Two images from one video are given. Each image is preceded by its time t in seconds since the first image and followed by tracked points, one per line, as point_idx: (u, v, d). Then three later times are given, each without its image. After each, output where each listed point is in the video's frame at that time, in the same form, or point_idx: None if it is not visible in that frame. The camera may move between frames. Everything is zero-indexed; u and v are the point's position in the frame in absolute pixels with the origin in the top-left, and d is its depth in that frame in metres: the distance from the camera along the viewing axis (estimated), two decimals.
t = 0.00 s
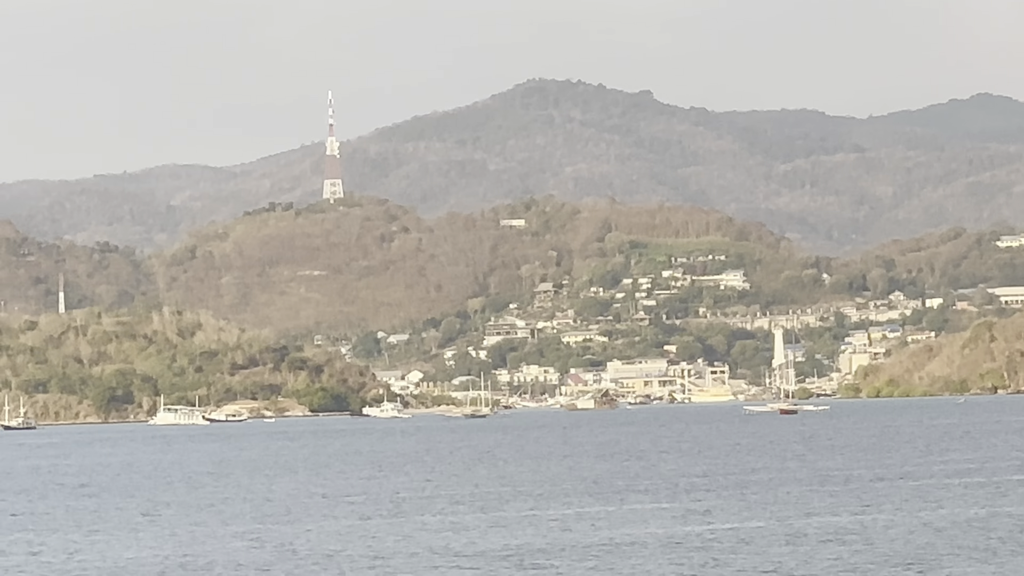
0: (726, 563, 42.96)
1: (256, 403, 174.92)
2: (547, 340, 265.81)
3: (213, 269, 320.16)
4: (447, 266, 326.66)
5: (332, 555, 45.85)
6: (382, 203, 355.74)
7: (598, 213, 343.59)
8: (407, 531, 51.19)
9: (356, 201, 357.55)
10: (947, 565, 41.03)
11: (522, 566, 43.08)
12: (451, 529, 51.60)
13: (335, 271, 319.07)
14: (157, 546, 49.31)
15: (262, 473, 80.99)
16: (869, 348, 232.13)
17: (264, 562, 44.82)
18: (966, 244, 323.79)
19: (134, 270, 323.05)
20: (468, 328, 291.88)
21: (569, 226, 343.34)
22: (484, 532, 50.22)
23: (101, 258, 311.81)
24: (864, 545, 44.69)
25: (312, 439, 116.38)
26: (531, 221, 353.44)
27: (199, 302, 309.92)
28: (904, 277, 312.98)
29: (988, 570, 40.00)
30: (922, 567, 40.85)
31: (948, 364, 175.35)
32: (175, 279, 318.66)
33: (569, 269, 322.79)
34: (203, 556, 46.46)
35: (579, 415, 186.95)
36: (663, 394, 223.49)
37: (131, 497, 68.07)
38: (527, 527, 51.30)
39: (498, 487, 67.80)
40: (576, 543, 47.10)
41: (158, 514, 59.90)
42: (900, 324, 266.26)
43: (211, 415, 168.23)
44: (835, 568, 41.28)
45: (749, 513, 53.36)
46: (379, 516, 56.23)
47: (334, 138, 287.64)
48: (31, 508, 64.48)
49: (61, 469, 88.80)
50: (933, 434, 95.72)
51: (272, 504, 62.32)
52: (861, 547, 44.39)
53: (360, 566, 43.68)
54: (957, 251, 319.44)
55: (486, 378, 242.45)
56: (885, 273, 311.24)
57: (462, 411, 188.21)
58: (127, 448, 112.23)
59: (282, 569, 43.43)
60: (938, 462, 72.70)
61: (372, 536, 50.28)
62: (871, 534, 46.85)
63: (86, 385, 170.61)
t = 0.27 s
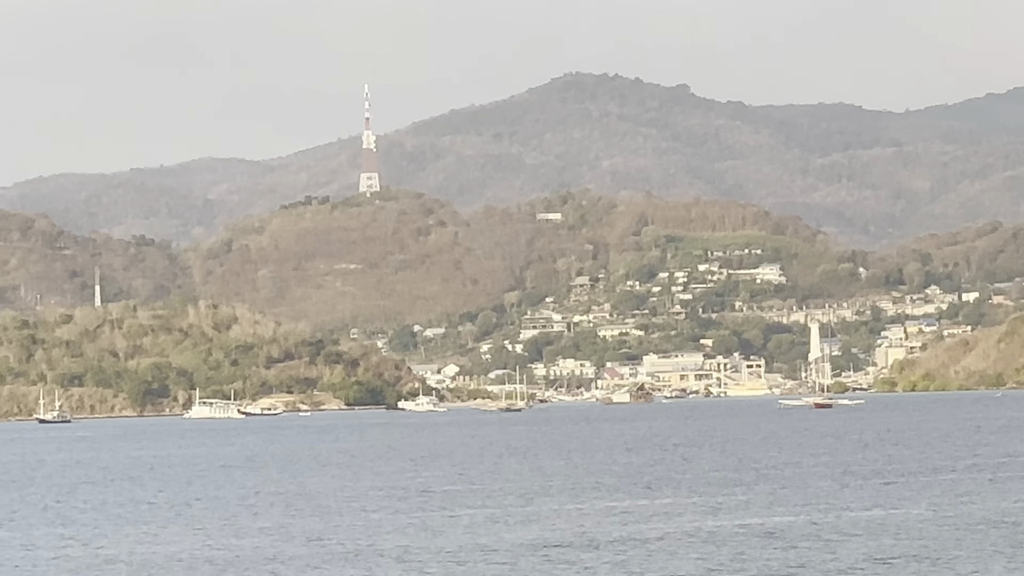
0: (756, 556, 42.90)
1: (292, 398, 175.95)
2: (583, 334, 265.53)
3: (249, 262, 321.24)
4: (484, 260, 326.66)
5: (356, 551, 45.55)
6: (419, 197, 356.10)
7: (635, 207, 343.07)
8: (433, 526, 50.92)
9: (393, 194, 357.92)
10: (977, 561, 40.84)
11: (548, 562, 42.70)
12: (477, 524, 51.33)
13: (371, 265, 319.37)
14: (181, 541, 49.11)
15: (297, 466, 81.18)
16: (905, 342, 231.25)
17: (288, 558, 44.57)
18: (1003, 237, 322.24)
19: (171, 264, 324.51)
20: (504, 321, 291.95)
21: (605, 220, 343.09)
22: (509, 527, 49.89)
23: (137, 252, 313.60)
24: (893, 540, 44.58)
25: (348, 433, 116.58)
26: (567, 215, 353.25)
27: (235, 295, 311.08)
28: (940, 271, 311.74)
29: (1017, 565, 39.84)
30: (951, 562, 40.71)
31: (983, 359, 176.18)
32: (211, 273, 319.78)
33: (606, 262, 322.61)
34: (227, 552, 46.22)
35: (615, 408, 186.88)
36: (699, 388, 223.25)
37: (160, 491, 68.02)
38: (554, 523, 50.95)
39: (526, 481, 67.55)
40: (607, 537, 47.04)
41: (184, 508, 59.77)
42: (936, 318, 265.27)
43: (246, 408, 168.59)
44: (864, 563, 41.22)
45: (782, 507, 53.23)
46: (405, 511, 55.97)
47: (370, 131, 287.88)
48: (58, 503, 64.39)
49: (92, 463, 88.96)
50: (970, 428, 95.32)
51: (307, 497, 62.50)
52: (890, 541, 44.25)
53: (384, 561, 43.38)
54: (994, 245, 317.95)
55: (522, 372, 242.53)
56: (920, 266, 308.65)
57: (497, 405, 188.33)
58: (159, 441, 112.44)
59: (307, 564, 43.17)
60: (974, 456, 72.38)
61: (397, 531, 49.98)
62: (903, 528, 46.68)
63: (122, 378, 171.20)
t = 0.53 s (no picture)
0: (777, 551, 42.82)
1: (329, 390, 175.69)
2: (621, 328, 265.23)
3: (287, 256, 321.99)
4: (522, 254, 326.49)
5: (390, 545, 45.43)
6: (457, 190, 356.29)
7: (673, 201, 342.52)
8: (466, 520, 50.81)
9: (431, 188, 358.17)
10: (998, 555, 40.58)
11: (583, 555, 42.60)
12: (507, 517, 51.25)
13: (410, 258, 319.80)
14: (214, 535, 49.10)
15: (335, 459, 81.38)
16: (943, 336, 230.05)
17: (322, 552, 44.48)
18: None
19: (210, 257, 325.59)
20: (543, 315, 291.93)
21: (644, 214, 342.47)
22: (542, 522, 49.72)
23: (175, 245, 314.66)
24: (919, 533, 44.41)
25: (384, 427, 116.62)
26: (606, 209, 352.93)
27: (273, 288, 312.04)
28: (979, 265, 309.90)
29: None
30: (974, 556, 40.56)
31: (1021, 353, 174.95)
32: (250, 266, 321.04)
33: (644, 256, 322.25)
34: (260, 546, 46.19)
35: (653, 401, 186.56)
36: (737, 380, 222.96)
37: (194, 484, 68.17)
38: (582, 516, 50.95)
39: (558, 475, 67.48)
40: (634, 530, 47.05)
41: (218, 501, 59.86)
42: (975, 312, 263.87)
43: (283, 402, 169.13)
44: (886, 558, 41.10)
45: (813, 502, 53.04)
46: (436, 504, 56.13)
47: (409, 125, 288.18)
48: (92, 496, 64.54)
49: (127, 456, 89.30)
50: (1007, 423, 94.68)
51: (341, 490, 62.69)
52: (914, 535, 44.18)
53: (418, 556, 43.26)
54: None
55: (560, 366, 242.67)
56: (959, 260, 306.59)
57: (534, 399, 188.07)
58: (194, 434, 112.81)
59: (340, 559, 43.08)
60: (1007, 450, 71.88)
61: (424, 524, 50.14)
62: (927, 522, 46.50)
63: (159, 371, 171.85)
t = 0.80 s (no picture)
0: (812, 544, 42.80)
1: (370, 385, 175.96)
2: (662, 322, 264.88)
3: (329, 250, 322.68)
4: (564, 249, 326.38)
5: (421, 540, 45.35)
6: (499, 184, 356.29)
7: (714, 195, 341.48)
8: (497, 516, 50.70)
9: (472, 182, 358.37)
10: None
11: (619, 549, 42.67)
12: (543, 511, 51.30)
13: (451, 253, 320.11)
14: (251, 528, 49.35)
15: (375, 453, 81.62)
16: (986, 330, 228.79)
17: (352, 547, 44.44)
18: None
19: (252, 251, 326.79)
20: (584, 310, 291.81)
21: (685, 208, 341.85)
22: (573, 517, 49.60)
23: (217, 240, 315.85)
24: (954, 529, 44.31)
25: (425, 421, 116.88)
26: (647, 203, 352.32)
27: (315, 282, 312.88)
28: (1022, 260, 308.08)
29: None
30: (1008, 552, 40.46)
31: None
32: (292, 260, 322.03)
33: (685, 251, 321.75)
34: (291, 540, 46.21)
35: (694, 396, 186.30)
36: (778, 376, 222.49)
37: (230, 478, 68.36)
38: (618, 511, 50.99)
39: (592, 470, 67.43)
40: (669, 525, 47.10)
41: (251, 495, 59.98)
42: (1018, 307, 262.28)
43: (324, 396, 169.63)
44: (920, 552, 41.02)
45: (850, 497, 52.92)
46: (474, 498, 56.27)
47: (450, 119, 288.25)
48: (133, 489, 64.96)
49: (165, 450, 89.72)
50: None
51: (379, 484, 62.90)
52: (950, 530, 44.08)
53: (448, 551, 43.18)
54: None
55: (601, 360, 242.58)
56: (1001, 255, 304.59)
57: (574, 393, 188.11)
58: (232, 428, 113.27)
59: (369, 553, 43.04)
60: None
61: (460, 518, 50.31)
62: (963, 518, 46.37)
63: (200, 365, 172.63)
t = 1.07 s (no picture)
0: (844, 542, 42.66)
1: (412, 380, 175.49)
2: (705, 318, 264.23)
3: (372, 245, 323.21)
4: (606, 244, 326.00)
5: (454, 537, 45.31)
6: (542, 180, 356.11)
7: (757, 191, 340.21)
8: (533, 512, 50.58)
9: (515, 177, 358.43)
10: None
11: (649, 546, 42.64)
12: (576, 508, 51.27)
13: (494, 248, 320.27)
14: (284, 524, 49.55)
15: (416, 449, 81.77)
16: None
17: (385, 543, 44.39)
18: None
19: (295, 247, 327.91)
20: (626, 305, 291.49)
21: (728, 204, 340.95)
22: (609, 514, 49.40)
23: (261, 235, 316.89)
24: (985, 527, 44.08)
25: (467, 417, 116.97)
26: (690, 199, 351.52)
27: (358, 278, 313.44)
28: None
29: None
30: None
31: None
32: (334, 256, 322.94)
33: (728, 247, 321.01)
34: (324, 537, 46.20)
35: (737, 393, 185.84)
36: (821, 372, 221.77)
37: (268, 474, 68.45)
38: (651, 507, 50.93)
39: (628, 467, 67.27)
40: (700, 521, 47.03)
41: (288, 492, 60.06)
42: None
43: (366, 392, 169.87)
44: (951, 550, 40.83)
45: (884, 494, 52.70)
46: (508, 494, 56.32)
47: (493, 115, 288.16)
48: (172, 484, 65.29)
49: (202, 446, 89.95)
50: None
51: (415, 480, 63.01)
52: (982, 529, 43.84)
53: (482, 548, 43.07)
54: None
55: (643, 356, 242.32)
56: None
57: (616, 389, 187.84)
58: (273, 423, 113.71)
59: (402, 550, 43.14)
60: None
61: (493, 514, 50.39)
62: (995, 516, 46.12)
63: (242, 361, 173.20)
